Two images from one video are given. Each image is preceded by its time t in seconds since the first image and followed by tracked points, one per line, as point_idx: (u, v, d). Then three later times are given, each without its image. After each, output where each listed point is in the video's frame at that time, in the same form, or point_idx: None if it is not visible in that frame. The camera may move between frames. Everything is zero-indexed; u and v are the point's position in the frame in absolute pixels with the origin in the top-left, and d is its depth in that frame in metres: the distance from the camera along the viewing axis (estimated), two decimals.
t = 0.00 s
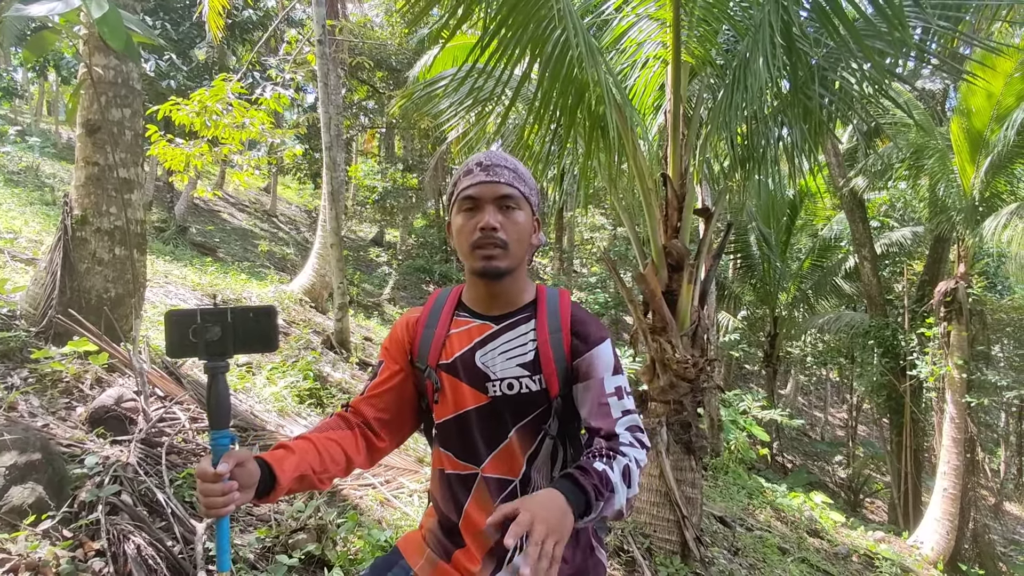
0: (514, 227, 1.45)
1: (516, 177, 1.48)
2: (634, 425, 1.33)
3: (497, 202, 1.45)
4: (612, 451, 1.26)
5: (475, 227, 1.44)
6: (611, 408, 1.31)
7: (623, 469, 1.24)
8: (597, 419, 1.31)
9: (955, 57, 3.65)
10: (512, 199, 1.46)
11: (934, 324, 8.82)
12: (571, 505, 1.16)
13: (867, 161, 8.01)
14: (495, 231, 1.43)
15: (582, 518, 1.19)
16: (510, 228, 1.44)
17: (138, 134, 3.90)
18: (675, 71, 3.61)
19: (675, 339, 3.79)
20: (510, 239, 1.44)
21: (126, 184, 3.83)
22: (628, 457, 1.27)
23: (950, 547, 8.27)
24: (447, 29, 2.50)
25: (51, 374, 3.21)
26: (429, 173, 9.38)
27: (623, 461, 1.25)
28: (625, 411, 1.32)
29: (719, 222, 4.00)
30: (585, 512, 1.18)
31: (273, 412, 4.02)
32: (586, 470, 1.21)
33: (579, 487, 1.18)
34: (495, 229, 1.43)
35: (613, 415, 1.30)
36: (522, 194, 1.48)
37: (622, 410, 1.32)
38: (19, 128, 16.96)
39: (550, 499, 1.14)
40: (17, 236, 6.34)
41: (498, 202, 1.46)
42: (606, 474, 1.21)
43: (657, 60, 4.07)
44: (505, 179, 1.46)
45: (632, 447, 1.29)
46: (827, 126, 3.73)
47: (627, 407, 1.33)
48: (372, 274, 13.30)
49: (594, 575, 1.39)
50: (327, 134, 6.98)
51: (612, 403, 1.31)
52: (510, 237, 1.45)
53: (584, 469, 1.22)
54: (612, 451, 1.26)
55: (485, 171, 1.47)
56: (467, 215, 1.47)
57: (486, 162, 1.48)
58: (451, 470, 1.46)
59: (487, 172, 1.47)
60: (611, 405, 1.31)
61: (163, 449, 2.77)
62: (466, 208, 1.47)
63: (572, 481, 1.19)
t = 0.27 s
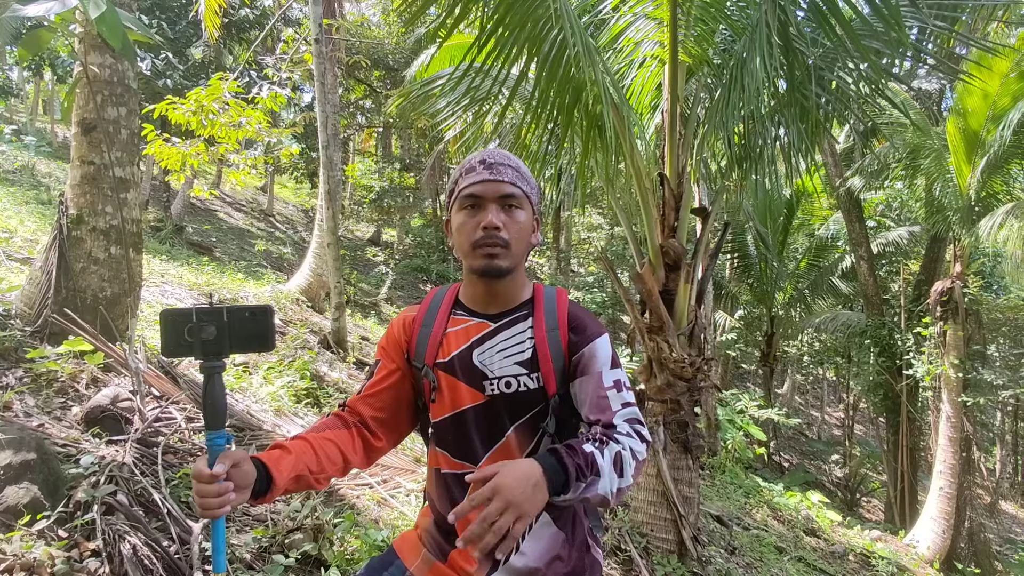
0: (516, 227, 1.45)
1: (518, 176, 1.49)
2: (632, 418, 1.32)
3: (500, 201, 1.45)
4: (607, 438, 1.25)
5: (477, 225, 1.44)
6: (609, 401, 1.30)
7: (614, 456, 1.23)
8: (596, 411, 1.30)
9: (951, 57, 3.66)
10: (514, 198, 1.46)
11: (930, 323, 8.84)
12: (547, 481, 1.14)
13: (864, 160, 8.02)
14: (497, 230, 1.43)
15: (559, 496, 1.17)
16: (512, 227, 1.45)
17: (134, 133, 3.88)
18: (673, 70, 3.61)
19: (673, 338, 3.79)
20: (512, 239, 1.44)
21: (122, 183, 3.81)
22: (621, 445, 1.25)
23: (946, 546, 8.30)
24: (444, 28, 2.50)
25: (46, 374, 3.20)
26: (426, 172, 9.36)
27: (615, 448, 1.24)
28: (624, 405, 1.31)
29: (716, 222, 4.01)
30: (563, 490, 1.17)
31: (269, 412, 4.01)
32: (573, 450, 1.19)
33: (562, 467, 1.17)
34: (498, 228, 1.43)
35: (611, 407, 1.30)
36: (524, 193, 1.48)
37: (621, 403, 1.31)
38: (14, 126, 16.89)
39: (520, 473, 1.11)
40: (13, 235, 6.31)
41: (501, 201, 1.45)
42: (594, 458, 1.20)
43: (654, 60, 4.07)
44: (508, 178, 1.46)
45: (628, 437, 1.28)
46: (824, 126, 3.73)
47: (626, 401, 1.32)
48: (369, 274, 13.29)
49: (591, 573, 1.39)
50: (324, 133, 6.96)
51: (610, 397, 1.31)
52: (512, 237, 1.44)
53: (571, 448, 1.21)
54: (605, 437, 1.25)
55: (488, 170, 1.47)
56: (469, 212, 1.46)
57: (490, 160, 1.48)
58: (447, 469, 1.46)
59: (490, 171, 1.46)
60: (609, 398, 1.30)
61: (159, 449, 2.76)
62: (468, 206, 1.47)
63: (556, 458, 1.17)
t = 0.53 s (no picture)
0: (513, 224, 1.45)
1: (514, 172, 1.48)
2: (619, 427, 1.31)
3: (496, 198, 1.45)
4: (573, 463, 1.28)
5: (473, 222, 1.43)
6: (598, 406, 1.31)
7: (578, 480, 1.26)
8: (585, 417, 1.32)
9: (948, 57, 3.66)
10: (510, 195, 1.45)
11: (926, 323, 8.86)
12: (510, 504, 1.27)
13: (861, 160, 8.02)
14: (493, 227, 1.42)
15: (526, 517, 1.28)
16: (509, 224, 1.44)
17: (129, 132, 3.87)
18: (669, 70, 3.61)
19: (669, 337, 3.78)
20: (508, 236, 1.43)
21: (117, 182, 3.80)
22: (588, 469, 1.26)
23: (942, 544, 8.32)
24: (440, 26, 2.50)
25: (41, 374, 3.18)
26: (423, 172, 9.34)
27: (579, 473, 1.26)
28: (613, 410, 1.31)
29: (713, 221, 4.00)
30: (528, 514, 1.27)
31: (265, 412, 4.00)
32: (534, 477, 1.26)
33: (519, 495, 1.25)
34: (493, 225, 1.42)
35: (599, 413, 1.31)
36: (520, 190, 1.48)
37: (608, 411, 1.31)
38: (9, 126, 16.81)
39: (483, 497, 1.28)
40: (7, 235, 6.28)
41: (497, 198, 1.45)
42: (555, 485, 1.26)
43: (652, 59, 4.07)
44: (504, 175, 1.45)
45: (602, 457, 1.28)
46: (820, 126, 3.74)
47: (617, 406, 1.32)
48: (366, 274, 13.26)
49: None
50: (320, 132, 6.93)
51: (600, 402, 1.31)
52: (508, 234, 1.44)
53: (537, 474, 1.27)
54: (574, 461, 1.28)
55: (484, 167, 1.46)
56: (465, 210, 1.46)
57: (485, 157, 1.48)
58: (442, 471, 1.45)
59: (486, 168, 1.46)
60: (599, 403, 1.31)
61: (154, 449, 2.75)
62: (465, 203, 1.46)
63: (515, 485, 1.26)
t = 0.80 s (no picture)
0: (511, 224, 1.44)
1: (513, 172, 1.48)
2: (620, 427, 1.31)
3: (494, 197, 1.44)
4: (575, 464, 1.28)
5: (471, 222, 1.43)
6: (598, 406, 1.32)
7: (580, 482, 1.26)
8: (585, 417, 1.32)
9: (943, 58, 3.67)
10: (509, 195, 1.45)
11: (921, 323, 8.89)
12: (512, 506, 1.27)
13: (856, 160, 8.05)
14: (492, 227, 1.42)
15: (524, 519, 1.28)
16: (507, 224, 1.43)
17: (124, 131, 3.85)
18: (666, 70, 3.61)
19: (666, 337, 3.78)
20: (506, 236, 1.43)
21: (112, 182, 3.78)
22: (590, 470, 1.26)
23: (937, 544, 8.35)
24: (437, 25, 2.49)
25: (35, 374, 3.16)
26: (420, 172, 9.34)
27: (581, 475, 1.26)
28: (613, 410, 1.31)
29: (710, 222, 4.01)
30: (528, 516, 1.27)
31: (261, 412, 3.98)
32: (536, 480, 1.26)
33: (521, 497, 1.25)
34: (492, 225, 1.41)
35: (598, 414, 1.31)
36: (519, 190, 1.47)
37: (608, 411, 1.31)
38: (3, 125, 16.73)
39: (485, 500, 1.27)
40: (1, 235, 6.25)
41: (496, 198, 1.44)
42: (557, 487, 1.26)
43: (648, 59, 4.07)
44: (503, 175, 1.45)
45: (603, 457, 1.27)
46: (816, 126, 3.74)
47: (616, 406, 1.32)
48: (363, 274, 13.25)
49: None
50: (317, 132, 6.91)
51: (599, 402, 1.32)
52: (506, 234, 1.43)
53: (538, 477, 1.27)
54: (577, 462, 1.28)
55: (482, 166, 1.46)
56: (463, 209, 1.45)
57: (484, 156, 1.47)
58: (439, 471, 1.45)
59: (485, 167, 1.45)
60: (599, 403, 1.31)
61: (149, 450, 2.74)
62: (463, 202, 1.46)
63: (517, 487, 1.26)
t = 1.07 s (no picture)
0: (510, 227, 1.44)
1: (511, 175, 1.48)
2: (615, 434, 1.32)
3: (493, 201, 1.44)
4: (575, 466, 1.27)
5: (469, 225, 1.43)
6: (595, 412, 1.32)
7: (580, 485, 1.25)
8: (581, 423, 1.32)
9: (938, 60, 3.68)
10: (507, 198, 1.45)
11: (917, 324, 8.92)
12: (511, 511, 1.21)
13: (852, 162, 8.07)
14: (490, 230, 1.41)
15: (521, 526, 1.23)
16: (505, 227, 1.43)
17: (120, 133, 3.84)
18: (663, 71, 3.61)
19: (663, 339, 3.78)
20: (505, 239, 1.43)
21: (107, 183, 3.76)
22: (589, 474, 1.26)
23: (933, 545, 8.38)
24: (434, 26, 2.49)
25: (29, 376, 3.15)
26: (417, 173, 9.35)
27: (581, 478, 1.25)
28: (608, 417, 1.32)
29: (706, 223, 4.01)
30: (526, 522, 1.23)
31: (257, 414, 3.97)
32: (537, 483, 1.23)
33: (522, 500, 1.21)
34: (490, 229, 1.41)
35: (595, 420, 1.31)
36: (517, 193, 1.47)
37: (604, 417, 1.32)
38: None
39: (485, 506, 1.19)
40: None
41: (494, 201, 1.44)
42: (558, 491, 1.23)
43: (645, 61, 4.07)
44: (501, 178, 1.45)
45: (602, 461, 1.28)
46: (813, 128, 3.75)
47: (611, 413, 1.33)
48: (360, 275, 13.24)
49: None
50: (314, 133, 6.90)
51: (596, 409, 1.32)
52: (505, 237, 1.43)
53: (538, 479, 1.24)
54: (576, 465, 1.27)
55: (480, 169, 1.45)
56: (462, 212, 1.45)
57: (482, 159, 1.47)
58: (435, 475, 1.44)
59: (483, 170, 1.45)
60: (595, 410, 1.32)
61: (144, 452, 2.73)
62: (462, 205, 1.46)
63: (518, 489, 1.22)
